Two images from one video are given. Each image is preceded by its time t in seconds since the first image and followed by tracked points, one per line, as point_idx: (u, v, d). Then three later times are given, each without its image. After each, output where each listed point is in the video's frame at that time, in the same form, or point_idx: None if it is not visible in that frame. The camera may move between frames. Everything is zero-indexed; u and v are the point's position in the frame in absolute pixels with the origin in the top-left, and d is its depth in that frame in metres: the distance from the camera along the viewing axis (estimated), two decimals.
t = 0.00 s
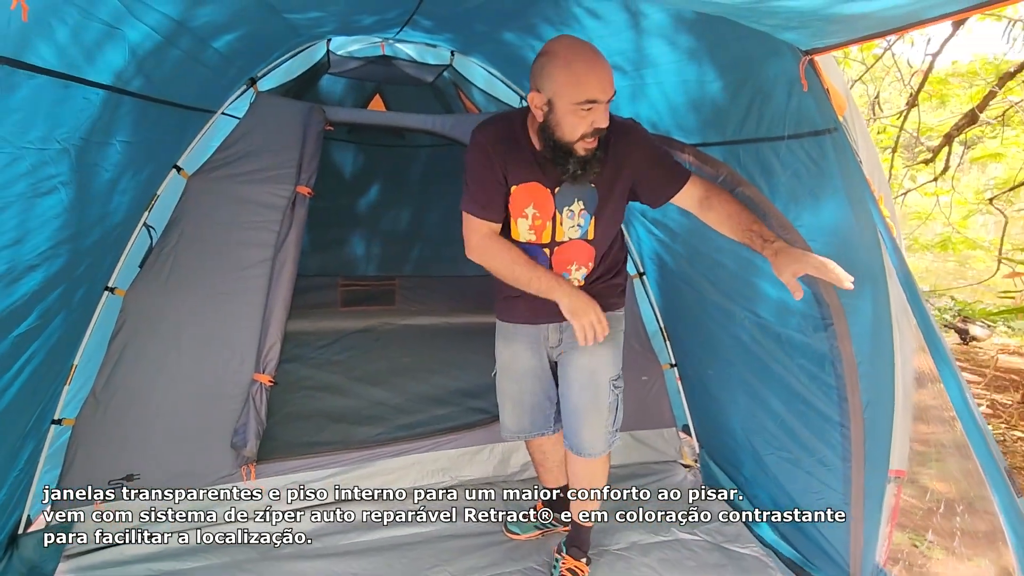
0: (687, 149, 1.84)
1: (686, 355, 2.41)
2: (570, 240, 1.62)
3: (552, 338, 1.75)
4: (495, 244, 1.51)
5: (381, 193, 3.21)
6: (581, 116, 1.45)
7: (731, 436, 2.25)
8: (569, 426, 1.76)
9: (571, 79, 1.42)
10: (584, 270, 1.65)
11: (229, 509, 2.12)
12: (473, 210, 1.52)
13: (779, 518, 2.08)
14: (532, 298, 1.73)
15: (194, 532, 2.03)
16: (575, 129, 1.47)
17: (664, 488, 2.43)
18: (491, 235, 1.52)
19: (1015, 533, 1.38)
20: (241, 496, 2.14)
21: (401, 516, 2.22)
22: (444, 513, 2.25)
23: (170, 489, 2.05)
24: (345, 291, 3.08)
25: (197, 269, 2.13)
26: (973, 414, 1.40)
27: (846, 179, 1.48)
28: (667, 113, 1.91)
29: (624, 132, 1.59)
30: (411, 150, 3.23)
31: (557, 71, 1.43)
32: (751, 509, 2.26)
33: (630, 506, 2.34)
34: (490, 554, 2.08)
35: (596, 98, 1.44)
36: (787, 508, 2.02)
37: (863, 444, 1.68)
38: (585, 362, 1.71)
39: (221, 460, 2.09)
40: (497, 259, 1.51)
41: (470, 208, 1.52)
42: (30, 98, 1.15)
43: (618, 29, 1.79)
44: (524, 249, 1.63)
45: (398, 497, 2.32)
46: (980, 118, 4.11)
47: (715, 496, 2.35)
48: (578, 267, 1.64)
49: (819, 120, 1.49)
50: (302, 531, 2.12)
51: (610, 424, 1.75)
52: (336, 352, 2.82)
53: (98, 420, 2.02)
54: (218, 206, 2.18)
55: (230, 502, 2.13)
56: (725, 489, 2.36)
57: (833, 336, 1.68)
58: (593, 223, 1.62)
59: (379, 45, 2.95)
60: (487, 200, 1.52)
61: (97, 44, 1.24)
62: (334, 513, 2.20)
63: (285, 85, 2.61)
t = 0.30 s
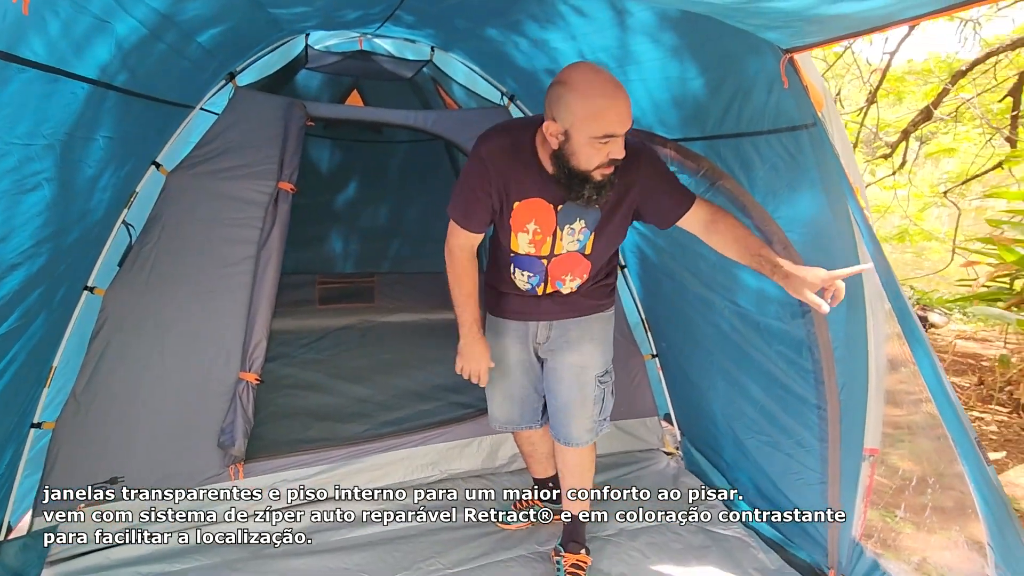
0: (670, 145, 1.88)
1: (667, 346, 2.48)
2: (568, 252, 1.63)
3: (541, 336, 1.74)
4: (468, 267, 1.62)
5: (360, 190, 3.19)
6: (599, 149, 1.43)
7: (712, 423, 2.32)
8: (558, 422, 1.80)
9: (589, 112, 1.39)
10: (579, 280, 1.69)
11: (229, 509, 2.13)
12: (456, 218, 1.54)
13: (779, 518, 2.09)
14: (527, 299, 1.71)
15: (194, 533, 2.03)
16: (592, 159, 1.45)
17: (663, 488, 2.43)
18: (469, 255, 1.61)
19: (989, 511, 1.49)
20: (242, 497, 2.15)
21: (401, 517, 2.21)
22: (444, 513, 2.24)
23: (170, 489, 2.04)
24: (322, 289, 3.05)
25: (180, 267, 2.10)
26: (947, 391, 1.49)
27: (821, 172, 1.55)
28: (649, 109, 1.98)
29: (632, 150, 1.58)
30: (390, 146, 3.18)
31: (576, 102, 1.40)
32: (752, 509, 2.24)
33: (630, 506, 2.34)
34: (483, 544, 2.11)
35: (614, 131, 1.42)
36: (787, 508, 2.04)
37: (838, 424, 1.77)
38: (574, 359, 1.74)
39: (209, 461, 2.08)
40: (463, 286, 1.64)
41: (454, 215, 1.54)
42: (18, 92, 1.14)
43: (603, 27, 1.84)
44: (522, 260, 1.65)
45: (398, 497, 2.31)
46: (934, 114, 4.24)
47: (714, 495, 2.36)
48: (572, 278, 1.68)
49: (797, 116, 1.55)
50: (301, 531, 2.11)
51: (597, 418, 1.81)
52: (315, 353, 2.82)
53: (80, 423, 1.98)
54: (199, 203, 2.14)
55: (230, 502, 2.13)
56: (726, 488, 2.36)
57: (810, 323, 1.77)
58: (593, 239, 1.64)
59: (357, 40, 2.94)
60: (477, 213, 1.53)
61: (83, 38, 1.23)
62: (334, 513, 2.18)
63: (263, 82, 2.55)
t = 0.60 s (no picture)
0: (652, 142, 1.98)
1: (648, 339, 2.53)
2: (566, 266, 1.66)
3: (537, 337, 1.76)
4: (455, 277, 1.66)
5: (338, 188, 3.16)
6: (605, 175, 1.45)
7: (694, 413, 2.39)
8: (552, 421, 1.81)
9: (598, 141, 1.40)
10: (576, 291, 1.73)
11: (229, 509, 2.12)
12: (453, 232, 1.57)
13: (779, 518, 2.09)
14: (523, 305, 1.73)
15: (194, 532, 2.01)
16: (598, 184, 1.48)
17: (664, 488, 2.42)
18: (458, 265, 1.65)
19: (960, 477, 1.61)
20: (242, 497, 2.14)
21: (401, 517, 2.20)
22: (445, 513, 2.23)
23: (171, 489, 2.02)
24: (300, 289, 3.09)
25: (160, 269, 2.06)
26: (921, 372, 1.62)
27: (799, 167, 1.63)
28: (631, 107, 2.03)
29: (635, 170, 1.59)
30: (368, 144, 3.13)
31: (585, 129, 1.40)
32: (751, 508, 2.23)
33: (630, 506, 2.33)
34: (473, 538, 2.14)
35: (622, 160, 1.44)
36: (787, 508, 2.05)
37: (816, 408, 1.86)
38: (569, 359, 1.76)
39: (194, 464, 2.05)
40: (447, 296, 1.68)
41: (449, 227, 1.56)
42: (8, 90, 1.18)
43: (588, 27, 1.89)
44: (520, 271, 1.66)
45: (397, 497, 2.30)
46: (894, 111, 4.36)
47: (715, 495, 2.34)
48: (569, 288, 1.71)
49: (776, 114, 1.63)
50: (302, 531, 2.11)
51: (592, 418, 1.83)
52: (298, 352, 2.79)
53: (59, 431, 1.94)
54: (179, 201, 2.10)
55: (230, 502, 2.12)
56: (726, 489, 2.34)
57: (789, 313, 1.86)
58: (592, 253, 1.66)
59: (335, 36, 2.84)
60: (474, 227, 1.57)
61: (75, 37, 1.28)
62: (334, 513, 2.18)
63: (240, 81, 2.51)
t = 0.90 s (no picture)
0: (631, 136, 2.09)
1: (627, 331, 2.58)
2: (559, 268, 1.68)
3: (529, 337, 1.80)
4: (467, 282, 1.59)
5: (314, 183, 3.13)
6: (591, 164, 1.41)
7: (674, 401, 2.44)
8: (544, 421, 1.82)
9: (584, 125, 1.37)
10: (568, 292, 1.77)
11: (229, 509, 2.12)
12: (449, 235, 1.52)
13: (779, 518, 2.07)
14: (516, 306, 1.77)
15: (193, 532, 2.01)
16: (584, 175, 1.44)
17: (665, 488, 2.41)
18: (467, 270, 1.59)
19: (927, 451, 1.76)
20: (242, 496, 2.15)
21: (401, 516, 2.18)
22: (444, 513, 2.21)
23: (171, 489, 2.02)
24: (276, 285, 3.07)
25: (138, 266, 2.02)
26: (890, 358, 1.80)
27: (773, 159, 1.71)
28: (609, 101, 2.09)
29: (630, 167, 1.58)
30: (343, 139, 3.10)
31: (571, 111, 1.38)
32: (752, 509, 2.20)
33: (630, 505, 2.33)
34: (458, 529, 2.16)
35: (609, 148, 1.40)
36: (788, 509, 2.04)
37: (791, 394, 1.93)
38: (561, 358, 1.79)
39: (175, 462, 2.03)
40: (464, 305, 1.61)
41: (443, 229, 1.52)
42: None
43: (567, 22, 1.92)
44: (511, 274, 1.69)
45: (398, 497, 2.29)
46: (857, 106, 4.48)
47: (716, 495, 2.31)
48: (562, 290, 1.75)
49: (750, 108, 1.70)
50: (302, 531, 2.09)
51: (585, 418, 1.84)
52: (275, 351, 2.76)
53: (34, 433, 1.90)
54: (154, 196, 2.05)
55: (230, 502, 2.13)
56: (727, 489, 2.30)
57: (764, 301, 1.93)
58: (584, 254, 1.68)
59: (309, 30, 2.82)
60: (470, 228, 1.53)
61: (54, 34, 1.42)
62: (334, 513, 2.17)
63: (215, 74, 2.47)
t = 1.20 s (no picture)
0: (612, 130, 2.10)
1: (610, 325, 2.59)
2: (550, 265, 1.66)
3: (511, 334, 1.78)
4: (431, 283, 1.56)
5: (292, 178, 3.09)
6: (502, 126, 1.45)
7: (656, 394, 2.47)
8: (534, 423, 1.85)
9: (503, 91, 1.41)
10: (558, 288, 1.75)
11: (230, 510, 2.13)
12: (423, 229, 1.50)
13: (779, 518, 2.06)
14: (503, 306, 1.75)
15: (193, 532, 2.01)
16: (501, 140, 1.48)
17: (665, 488, 2.39)
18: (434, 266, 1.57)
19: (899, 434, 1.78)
20: (242, 496, 2.15)
21: (401, 516, 2.17)
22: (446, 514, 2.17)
23: (170, 489, 2.02)
24: (256, 283, 3.01)
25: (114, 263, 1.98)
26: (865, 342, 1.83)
27: (752, 154, 1.77)
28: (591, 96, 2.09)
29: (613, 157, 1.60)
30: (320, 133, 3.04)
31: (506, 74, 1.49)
32: (752, 509, 2.17)
33: (629, 506, 2.32)
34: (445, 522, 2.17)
35: (520, 119, 1.40)
36: (786, 509, 2.04)
37: (771, 382, 1.98)
38: (550, 358, 1.78)
39: (155, 463, 2.00)
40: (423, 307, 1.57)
41: (419, 222, 1.50)
42: None
43: (547, 18, 1.93)
44: (501, 273, 1.67)
45: (398, 497, 2.28)
46: (830, 103, 4.60)
47: (716, 496, 2.28)
48: (552, 287, 1.73)
49: (730, 102, 1.77)
50: (302, 531, 2.08)
51: (575, 417, 1.87)
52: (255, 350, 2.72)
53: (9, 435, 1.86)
54: (130, 191, 2.01)
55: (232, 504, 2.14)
56: (726, 488, 2.26)
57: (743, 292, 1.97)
58: (576, 250, 1.67)
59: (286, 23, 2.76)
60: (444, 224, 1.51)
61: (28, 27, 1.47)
62: (334, 513, 2.17)
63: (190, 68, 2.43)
